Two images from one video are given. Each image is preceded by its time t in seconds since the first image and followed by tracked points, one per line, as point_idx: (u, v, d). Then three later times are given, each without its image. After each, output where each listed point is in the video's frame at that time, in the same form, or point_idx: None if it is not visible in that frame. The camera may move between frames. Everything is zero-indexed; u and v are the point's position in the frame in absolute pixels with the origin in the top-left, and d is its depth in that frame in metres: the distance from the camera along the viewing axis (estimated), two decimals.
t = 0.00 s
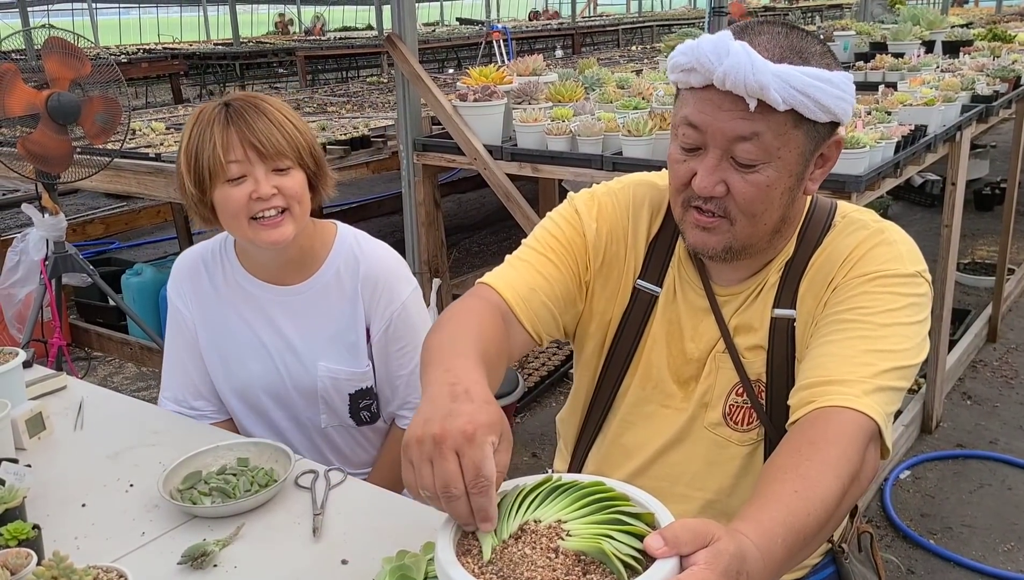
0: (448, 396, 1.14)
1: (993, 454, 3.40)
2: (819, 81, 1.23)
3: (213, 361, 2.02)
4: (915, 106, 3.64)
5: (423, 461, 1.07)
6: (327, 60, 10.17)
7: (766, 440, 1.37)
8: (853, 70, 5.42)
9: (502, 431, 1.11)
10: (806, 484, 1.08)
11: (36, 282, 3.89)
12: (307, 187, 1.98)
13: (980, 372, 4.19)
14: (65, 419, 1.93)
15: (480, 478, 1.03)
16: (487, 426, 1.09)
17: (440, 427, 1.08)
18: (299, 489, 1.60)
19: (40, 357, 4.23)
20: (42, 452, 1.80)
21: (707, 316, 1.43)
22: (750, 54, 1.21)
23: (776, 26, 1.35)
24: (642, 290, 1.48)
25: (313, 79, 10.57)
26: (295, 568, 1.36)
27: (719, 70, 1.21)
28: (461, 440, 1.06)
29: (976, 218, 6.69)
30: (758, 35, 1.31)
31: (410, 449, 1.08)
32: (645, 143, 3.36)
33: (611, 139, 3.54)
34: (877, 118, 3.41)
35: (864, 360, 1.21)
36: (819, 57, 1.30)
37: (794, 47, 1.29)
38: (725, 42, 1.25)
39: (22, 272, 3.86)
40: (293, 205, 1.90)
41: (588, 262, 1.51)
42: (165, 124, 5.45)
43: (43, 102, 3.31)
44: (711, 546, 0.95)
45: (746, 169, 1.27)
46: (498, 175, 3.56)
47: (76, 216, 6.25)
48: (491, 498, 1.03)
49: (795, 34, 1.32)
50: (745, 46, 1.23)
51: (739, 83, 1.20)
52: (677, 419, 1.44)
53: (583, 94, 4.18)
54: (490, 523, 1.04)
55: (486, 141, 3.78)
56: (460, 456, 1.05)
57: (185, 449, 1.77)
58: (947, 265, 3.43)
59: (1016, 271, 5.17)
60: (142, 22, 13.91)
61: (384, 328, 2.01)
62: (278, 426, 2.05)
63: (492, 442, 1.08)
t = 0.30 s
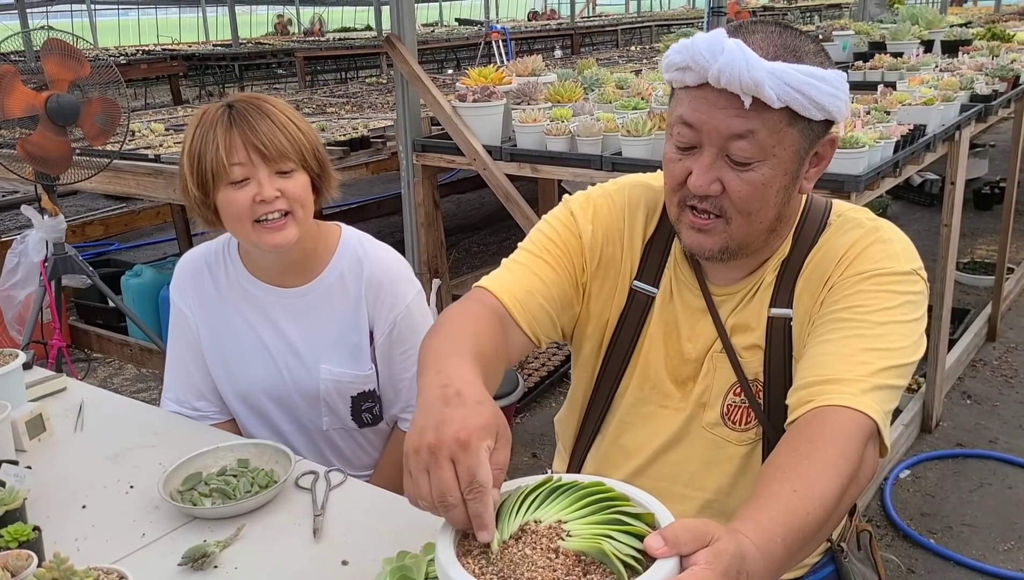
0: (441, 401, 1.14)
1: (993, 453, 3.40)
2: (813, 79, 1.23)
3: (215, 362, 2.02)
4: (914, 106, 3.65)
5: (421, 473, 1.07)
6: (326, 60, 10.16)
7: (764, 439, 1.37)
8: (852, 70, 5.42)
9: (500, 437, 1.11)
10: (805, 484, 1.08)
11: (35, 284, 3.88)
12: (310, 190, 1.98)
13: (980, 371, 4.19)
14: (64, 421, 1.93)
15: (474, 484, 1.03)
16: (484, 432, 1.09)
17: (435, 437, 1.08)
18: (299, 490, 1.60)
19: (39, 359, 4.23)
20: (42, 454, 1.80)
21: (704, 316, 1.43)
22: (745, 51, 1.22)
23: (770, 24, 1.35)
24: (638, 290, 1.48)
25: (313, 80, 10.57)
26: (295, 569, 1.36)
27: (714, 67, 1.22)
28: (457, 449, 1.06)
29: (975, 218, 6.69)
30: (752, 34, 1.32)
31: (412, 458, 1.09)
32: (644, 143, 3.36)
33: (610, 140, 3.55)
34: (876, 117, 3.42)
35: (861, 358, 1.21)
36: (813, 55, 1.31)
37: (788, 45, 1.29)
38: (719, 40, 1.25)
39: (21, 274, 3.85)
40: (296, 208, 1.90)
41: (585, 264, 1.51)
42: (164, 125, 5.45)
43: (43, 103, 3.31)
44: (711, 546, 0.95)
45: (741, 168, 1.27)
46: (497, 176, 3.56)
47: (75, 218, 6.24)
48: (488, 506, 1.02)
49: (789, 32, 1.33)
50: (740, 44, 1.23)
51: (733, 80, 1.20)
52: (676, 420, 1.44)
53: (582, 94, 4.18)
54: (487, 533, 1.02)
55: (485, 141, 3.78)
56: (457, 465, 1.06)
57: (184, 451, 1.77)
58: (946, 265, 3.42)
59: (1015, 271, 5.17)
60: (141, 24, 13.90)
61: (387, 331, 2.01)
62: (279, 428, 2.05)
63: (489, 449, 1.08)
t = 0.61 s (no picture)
0: (443, 404, 1.13)
1: (991, 453, 3.41)
2: (806, 80, 1.23)
3: (216, 360, 2.02)
4: (912, 106, 3.65)
5: (422, 476, 1.07)
6: (325, 61, 10.17)
7: (761, 440, 1.37)
8: (849, 70, 5.43)
9: (500, 438, 1.11)
10: (803, 484, 1.09)
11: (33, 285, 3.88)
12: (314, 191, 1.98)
13: (978, 371, 4.20)
14: (63, 422, 1.93)
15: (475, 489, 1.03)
16: (486, 436, 1.09)
17: (437, 440, 1.08)
18: (298, 491, 1.60)
19: (38, 360, 4.22)
20: (40, 454, 1.80)
21: (701, 317, 1.43)
22: (737, 52, 1.22)
23: (762, 25, 1.35)
24: (635, 292, 1.48)
25: (312, 80, 10.57)
26: (294, 569, 1.37)
27: (707, 70, 1.22)
28: (459, 454, 1.06)
29: (974, 218, 6.71)
30: (744, 35, 1.32)
31: (410, 457, 1.09)
32: (642, 143, 3.35)
33: (608, 140, 3.55)
34: (874, 118, 3.42)
35: (858, 358, 1.21)
36: (806, 55, 1.31)
37: (781, 46, 1.29)
38: (711, 41, 1.25)
39: (20, 275, 3.84)
40: (299, 209, 1.90)
41: (581, 264, 1.51)
42: (163, 126, 5.44)
43: (41, 104, 3.30)
44: (709, 546, 0.95)
45: (736, 169, 1.27)
46: (496, 176, 3.56)
47: (74, 219, 6.24)
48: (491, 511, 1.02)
49: (781, 32, 1.33)
50: (732, 46, 1.24)
51: (726, 82, 1.20)
52: (673, 420, 1.44)
53: (580, 95, 4.18)
54: (489, 537, 1.02)
55: (484, 142, 3.78)
56: (458, 470, 1.06)
57: (183, 451, 1.77)
58: (944, 265, 3.43)
59: (1013, 271, 5.18)
60: (140, 25, 13.88)
61: (388, 331, 2.01)
62: (280, 427, 2.05)
63: (492, 454, 1.08)
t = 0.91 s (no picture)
0: (443, 405, 1.13)
1: (988, 452, 3.41)
2: (798, 78, 1.23)
3: (215, 358, 2.02)
4: (909, 105, 3.65)
5: (415, 477, 1.07)
6: (323, 61, 10.15)
7: (757, 439, 1.37)
8: (847, 69, 5.43)
9: (494, 439, 1.11)
10: (799, 482, 1.08)
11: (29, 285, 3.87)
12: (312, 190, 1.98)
13: (975, 370, 4.20)
14: (58, 422, 1.93)
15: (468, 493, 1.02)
16: (482, 439, 1.09)
17: (435, 441, 1.08)
18: (294, 491, 1.60)
19: (34, 360, 4.21)
20: (36, 454, 1.79)
21: (696, 316, 1.43)
22: (728, 52, 1.22)
23: (755, 24, 1.35)
24: (630, 291, 1.47)
25: (309, 80, 10.56)
26: (289, 570, 1.36)
27: (698, 69, 1.22)
28: (454, 456, 1.06)
29: (971, 217, 6.71)
30: (737, 34, 1.31)
31: (406, 456, 1.09)
32: (639, 142, 3.35)
33: (605, 140, 3.55)
34: (871, 117, 3.42)
35: (853, 357, 1.21)
36: (798, 54, 1.30)
37: (773, 45, 1.29)
38: (703, 41, 1.25)
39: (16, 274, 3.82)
40: (298, 209, 1.90)
41: (577, 264, 1.51)
42: (160, 125, 5.43)
43: (37, 104, 3.29)
44: (705, 545, 0.95)
45: (729, 168, 1.27)
46: (493, 176, 3.55)
47: (72, 218, 6.23)
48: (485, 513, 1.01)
49: (773, 31, 1.32)
50: (723, 45, 1.23)
51: (718, 81, 1.20)
52: (669, 419, 1.44)
53: (577, 94, 4.18)
54: (484, 538, 1.02)
55: (481, 141, 3.77)
56: (451, 472, 1.05)
57: (179, 451, 1.76)
58: (941, 264, 3.43)
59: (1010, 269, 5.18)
60: (137, 25, 13.84)
61: (386, 328, 2.01)
62: (279, 424, 2.04)
63: (487, 456, 1.07)
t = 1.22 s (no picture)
0: (443, 406, 1.13)
1: (987, 451, 3.41)
2: (787, 78, 1.23)
3: (211, 356, 2.01)
4: (907, 105, 3.65)
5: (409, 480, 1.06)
6: (320, 61, 10.14)
7: (753, 438, 1.36)
8: (845, 69, 5.43)
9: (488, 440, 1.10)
10: (796, 481, 1.08)
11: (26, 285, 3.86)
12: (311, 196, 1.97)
13: (973, 369, 4.20)
14: (54, 422, 1.92)
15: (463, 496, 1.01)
16: (480, 438, 1.08)
17: (434, 439, 1.07)
18: (290, 491, 1.59)
19: (31, 360, 4.21)
20: (32, 455, 1.79)
21: (692, 315, 1.43)
22: (715, 54, 1.21)
23: (744, 23, 1.34)
24: (626, 290, 1.47)
25: (307, 80, 10.55)
26: (284, 570, 1.36)
27: (686, 72, 1.21)
28: (451, 456, 1.05)
29: (969, 217, 6.72)
30: (726, 34, 1.31)
31: (404, 456, 1.08)
32: (637, 141, 3.34)
33: (602, 139, 3.54)
34: (869, 116, 3.42)
35: (848, 355, 1.21)
36: (787, 53, 1.30)
37: (762, 44, 1.29)
38: (690, 43, 1.25)
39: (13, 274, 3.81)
40: (299, 219, 1.89)
41: (573, 262, 1.51)
42: (157, 125, 5.42)
43: (34, 103, 3.28)
44: (701, 545, 0.95)
45: (720, 168, 1.26)
46: (491, 175, 3.55)
47: (69, 218, 6.22)
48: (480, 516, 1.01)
49: (762, 30, 1.32)
50: (711, 47, 1.23)
51: (706, 83, 1.20)
52: (665, 418, 1.43)
53: (575, 93, 4.17)
54: (479, 540, 1.01)
55: (479, 141, 3.77)
56: (446, 473, 1.04)
57: (175, 451, 1.76)
58: (939, 263, 3.43)
59: (1008, 269, 5.19)
60: (134, 25, 13.82)
61: (382, 326, 2.00)
62: (275, 422, 2.04)
63: (485, 455, 1.06)
